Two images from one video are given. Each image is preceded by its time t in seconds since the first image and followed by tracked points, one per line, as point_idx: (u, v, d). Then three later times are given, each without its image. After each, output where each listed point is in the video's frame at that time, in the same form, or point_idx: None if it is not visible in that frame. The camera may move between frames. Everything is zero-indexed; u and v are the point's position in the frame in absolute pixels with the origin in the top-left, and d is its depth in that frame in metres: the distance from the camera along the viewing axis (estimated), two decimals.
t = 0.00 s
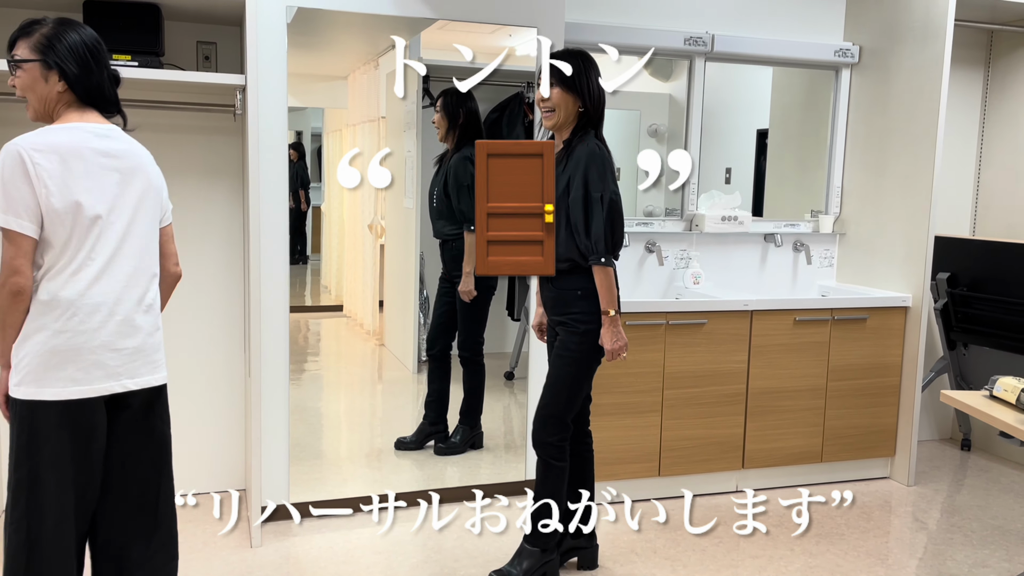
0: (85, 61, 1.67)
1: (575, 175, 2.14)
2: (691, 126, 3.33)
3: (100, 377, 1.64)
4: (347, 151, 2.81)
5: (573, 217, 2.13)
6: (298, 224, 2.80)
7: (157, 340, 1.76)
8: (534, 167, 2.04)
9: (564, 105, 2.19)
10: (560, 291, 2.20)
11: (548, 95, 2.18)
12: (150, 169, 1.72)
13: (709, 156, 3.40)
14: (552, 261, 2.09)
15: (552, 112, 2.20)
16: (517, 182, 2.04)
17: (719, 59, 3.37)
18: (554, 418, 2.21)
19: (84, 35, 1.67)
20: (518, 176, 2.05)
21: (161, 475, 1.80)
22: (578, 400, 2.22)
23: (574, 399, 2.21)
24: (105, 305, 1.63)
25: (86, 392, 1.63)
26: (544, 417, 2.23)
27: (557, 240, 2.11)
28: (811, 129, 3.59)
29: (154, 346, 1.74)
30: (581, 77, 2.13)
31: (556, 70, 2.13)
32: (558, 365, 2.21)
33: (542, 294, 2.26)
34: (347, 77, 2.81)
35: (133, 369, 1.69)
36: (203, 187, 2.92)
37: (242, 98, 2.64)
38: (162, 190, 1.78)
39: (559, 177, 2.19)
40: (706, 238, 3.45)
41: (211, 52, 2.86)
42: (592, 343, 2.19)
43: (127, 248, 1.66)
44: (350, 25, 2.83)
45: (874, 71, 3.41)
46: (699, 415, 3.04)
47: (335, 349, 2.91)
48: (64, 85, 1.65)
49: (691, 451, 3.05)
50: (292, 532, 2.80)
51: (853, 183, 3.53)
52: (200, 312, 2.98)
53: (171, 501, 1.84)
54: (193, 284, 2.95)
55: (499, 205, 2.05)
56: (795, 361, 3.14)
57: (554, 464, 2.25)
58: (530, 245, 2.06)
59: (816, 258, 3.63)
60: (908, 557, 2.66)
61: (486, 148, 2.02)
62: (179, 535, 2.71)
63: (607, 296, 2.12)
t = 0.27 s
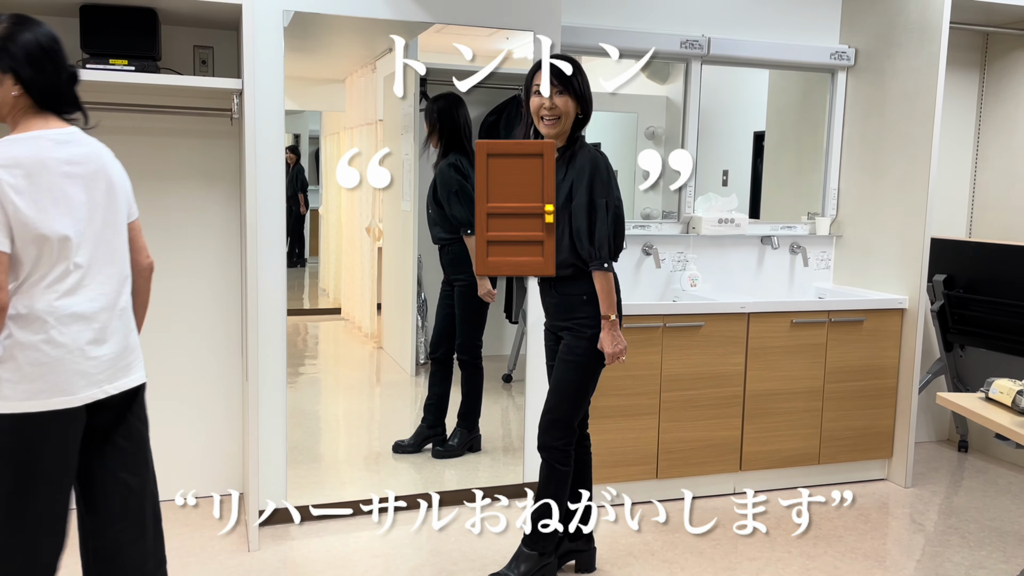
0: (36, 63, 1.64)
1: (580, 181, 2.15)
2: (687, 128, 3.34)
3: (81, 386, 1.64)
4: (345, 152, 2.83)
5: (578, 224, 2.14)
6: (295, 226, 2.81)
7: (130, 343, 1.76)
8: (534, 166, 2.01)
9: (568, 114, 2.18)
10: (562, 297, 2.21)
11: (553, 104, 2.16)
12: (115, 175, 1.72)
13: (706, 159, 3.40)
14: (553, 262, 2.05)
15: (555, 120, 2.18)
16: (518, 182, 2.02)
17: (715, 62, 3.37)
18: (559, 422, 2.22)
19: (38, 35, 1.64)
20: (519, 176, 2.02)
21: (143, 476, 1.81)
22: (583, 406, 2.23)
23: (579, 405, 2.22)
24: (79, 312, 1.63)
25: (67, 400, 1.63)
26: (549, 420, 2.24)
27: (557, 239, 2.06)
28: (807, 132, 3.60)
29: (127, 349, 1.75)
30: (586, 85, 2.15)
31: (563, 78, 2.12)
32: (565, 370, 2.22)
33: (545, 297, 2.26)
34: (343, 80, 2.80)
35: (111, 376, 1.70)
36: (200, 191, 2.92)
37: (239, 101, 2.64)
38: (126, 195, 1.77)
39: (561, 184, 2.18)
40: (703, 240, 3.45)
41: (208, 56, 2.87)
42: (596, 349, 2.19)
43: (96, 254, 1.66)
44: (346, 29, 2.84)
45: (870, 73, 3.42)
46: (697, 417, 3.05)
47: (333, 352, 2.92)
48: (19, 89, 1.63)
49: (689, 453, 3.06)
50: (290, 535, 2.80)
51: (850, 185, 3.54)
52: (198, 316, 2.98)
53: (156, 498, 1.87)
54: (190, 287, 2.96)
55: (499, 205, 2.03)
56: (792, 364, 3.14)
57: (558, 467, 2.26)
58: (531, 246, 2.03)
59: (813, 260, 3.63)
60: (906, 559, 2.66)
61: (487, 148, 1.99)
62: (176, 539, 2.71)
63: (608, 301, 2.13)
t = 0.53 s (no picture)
0: None
1: (582, 182, 2.16)
2: (685, 128, 3.34)
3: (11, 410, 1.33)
4: (343, 153, 2.83)
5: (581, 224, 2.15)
6: (293, 228, 2.81)
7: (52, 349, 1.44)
8: (534, 165, 2.01)
9: (567, 114, 2.18)
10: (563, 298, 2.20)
11: (553, 105, 2.16)
12: None
13: (704, 159, 3.41)
14: (553, 262, 2.05)
15: (555, 120, 2.18)
16: (518, 182, 2.01)
17: (713, 63, 3.38)
18: (561, 423, 2.23)
19: None
20: (519, 176, 2.02)
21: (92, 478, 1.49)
22: (584, 406, 2.23)
23: (580, 405, 2.23)
24: None
25: None
26: (550, 421, 2.24)
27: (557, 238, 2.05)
28: (804, 132, 3.60)
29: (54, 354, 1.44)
30: (583, 85, 2.17)
31: (563, 77, 2.13)
32: (566, 371, 2.21)
33: (543, 298, 2.26)
34: (341, 81, 2.80)
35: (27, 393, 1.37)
36: (198, 193, 2.92)
37: (236, 102, 2.65)
38: None
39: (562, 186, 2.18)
40: (701, 240, 3.45)
41: (205, 57, 2.88)
42: (597, 349, 2.20)
43: None
44: (344, 30, 2.84)
45: (866, 74, 3.43)
46: (695, 417, 3.05)
47: (332, 353, 2.91)
48: None
49: (687, 453, 3.06)
50: (288, 536, 2.79)
51: (847, 185, 3.55)
52: (196, 318, 2.98)
53: (109, 498, 1.53)
54: (188, 289, 2.96)
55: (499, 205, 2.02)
56: (790, 363, 3.15)
57: (558, 468, 2.26)
58: (532, 247, 2.03)
59: (811, 260, 3.64)
60: (904, 558, 2.66)
61: (486, 147, 1.99)
62: (174, 540, 2.70)
63: (613, 301, 2.14)
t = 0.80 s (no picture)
0: None
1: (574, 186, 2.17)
2: (681, 130, 3.35)
3: None
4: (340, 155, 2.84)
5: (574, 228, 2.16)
6: (290, 229, 2.82)
7: None
8: (534, 165, 2.01)
9: (559, 115, 2.19)
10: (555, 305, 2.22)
11: (548, 105, 2.16)
12: None
13: (701, 161, 3.42)
14: (553, 263, 2.06)
15: (548, 121, 2.18)
16: (518, 182, 2.02)
17: (709, 65, 3.39)
18: (558, 424, 2.23)
19: None
20: (519, 175, 2.02)
21: None
22: (579, 409, 2.24)
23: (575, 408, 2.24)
24: None
25: None
26: (546, 422, 2.25)
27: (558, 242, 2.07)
28: (801, 134, 3.61)
29: None
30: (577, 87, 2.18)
31: (557, 78, 2.14)
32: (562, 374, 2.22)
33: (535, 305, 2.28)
34: (337, 83, 2.82)
35: None
36: (196, 195, 2.93)
37: (234, 105, 2.65)
38: None
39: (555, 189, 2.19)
40: (697, 242, 3.47)
41: (202, 59, 2.88)
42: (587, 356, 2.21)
43: None
44: (342, 32, 2.84)
45: (861, 76, 3.44)
46: (692, 418, 3.06)
47: (329, 355, 2.91)
48: None
49: (684, 454, 3.07)
50: (285, 538, 2.80)
51: (843, 187, 3.56)
52: (193, 320, 2.98)
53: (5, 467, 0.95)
54: (185, 291, 2.96)
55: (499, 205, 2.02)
56: (787, 364, 3.16)
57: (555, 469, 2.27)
58: (532, 247, 2.04)
59: (806, 261, 3.66)
60: (900, 558, 2.68)
61: (486, 148, 1.99)
62: (172, 542, 2.71)
63: (599, 307, 2.15)
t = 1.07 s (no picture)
0: None
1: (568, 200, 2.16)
2: (678, 131, 3.36)
3: None
4: (338, 156, 2.85)
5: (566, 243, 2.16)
6: (287, 230, 2.82)
7: None
8: (534, 165, 2.01)
9: (554, 126, 2.18)
10: (547, 314, 2.25)
11: (543, 116, 2.16)
12: None
13: (698, 163, 3.42)
14: (553, 262, 2.05)
15: (544, 133, 2.18)
16: (518, 182, 2.02)
17: (705, 66, 3.39)
18: (552, 424, 2.23)
19: None
20: (519, 175, 2.02)
21: None
22: (576, 411, 2.26)
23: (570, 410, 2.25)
24: None
25: None
26: (540, 421, 2.24)
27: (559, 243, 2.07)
28: (798, 136, 3.62)
29: None
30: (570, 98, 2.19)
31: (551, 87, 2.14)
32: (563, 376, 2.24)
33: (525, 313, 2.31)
34: (335, 85, 2.83)
35: None
36: (193, 196, 2.93)
37: (231, 106, 2.66)
38: None
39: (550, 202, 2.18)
40: (694, 243, 3.47)
41: (200, 61, 2.88)
42: (581, 364, 2.23)
43: None
44: (338, 33, 2.84)
45: (858, 77, 3.45)
46: (690, 419, 3.06)
47: (327, 356, 2.92)
48: None
49: (681, 455, 3.07)
50: (283, 539, 2.80)
51: (839, 188, 3.57)
52: (190, 321, 2.98)
53: None
54: (182, 292, 2.96)
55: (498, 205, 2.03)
56: (783, 365, 3.16)
57: (548, 468, 2.27)
58: (532, 247, 2.03)
59: (804, 262, 3.66)
60: (897, 558, 2.68)
61: (487, 147, 1.99)
62: (169, 544, 2.70)
63: (570, 321, 2.15)
